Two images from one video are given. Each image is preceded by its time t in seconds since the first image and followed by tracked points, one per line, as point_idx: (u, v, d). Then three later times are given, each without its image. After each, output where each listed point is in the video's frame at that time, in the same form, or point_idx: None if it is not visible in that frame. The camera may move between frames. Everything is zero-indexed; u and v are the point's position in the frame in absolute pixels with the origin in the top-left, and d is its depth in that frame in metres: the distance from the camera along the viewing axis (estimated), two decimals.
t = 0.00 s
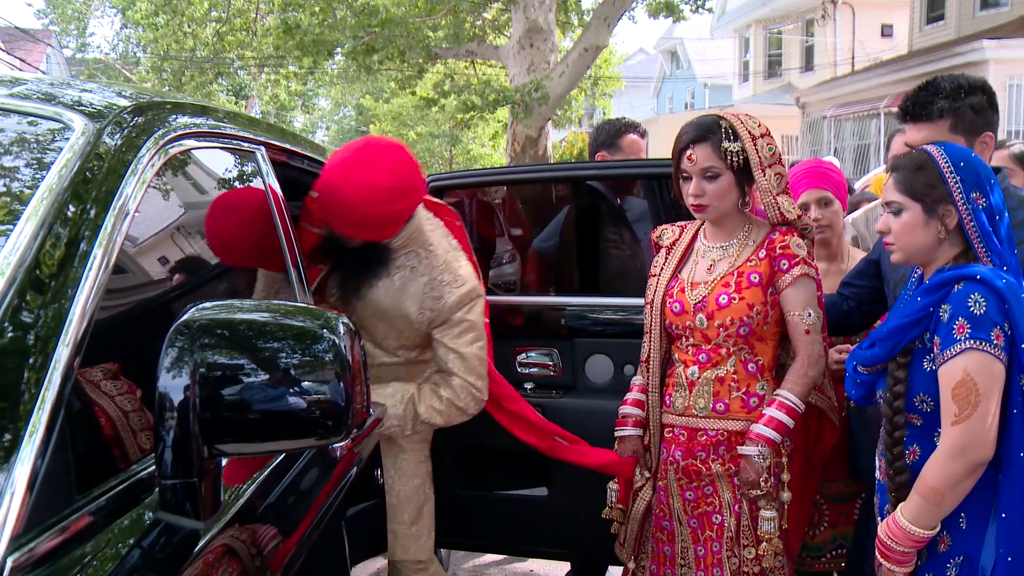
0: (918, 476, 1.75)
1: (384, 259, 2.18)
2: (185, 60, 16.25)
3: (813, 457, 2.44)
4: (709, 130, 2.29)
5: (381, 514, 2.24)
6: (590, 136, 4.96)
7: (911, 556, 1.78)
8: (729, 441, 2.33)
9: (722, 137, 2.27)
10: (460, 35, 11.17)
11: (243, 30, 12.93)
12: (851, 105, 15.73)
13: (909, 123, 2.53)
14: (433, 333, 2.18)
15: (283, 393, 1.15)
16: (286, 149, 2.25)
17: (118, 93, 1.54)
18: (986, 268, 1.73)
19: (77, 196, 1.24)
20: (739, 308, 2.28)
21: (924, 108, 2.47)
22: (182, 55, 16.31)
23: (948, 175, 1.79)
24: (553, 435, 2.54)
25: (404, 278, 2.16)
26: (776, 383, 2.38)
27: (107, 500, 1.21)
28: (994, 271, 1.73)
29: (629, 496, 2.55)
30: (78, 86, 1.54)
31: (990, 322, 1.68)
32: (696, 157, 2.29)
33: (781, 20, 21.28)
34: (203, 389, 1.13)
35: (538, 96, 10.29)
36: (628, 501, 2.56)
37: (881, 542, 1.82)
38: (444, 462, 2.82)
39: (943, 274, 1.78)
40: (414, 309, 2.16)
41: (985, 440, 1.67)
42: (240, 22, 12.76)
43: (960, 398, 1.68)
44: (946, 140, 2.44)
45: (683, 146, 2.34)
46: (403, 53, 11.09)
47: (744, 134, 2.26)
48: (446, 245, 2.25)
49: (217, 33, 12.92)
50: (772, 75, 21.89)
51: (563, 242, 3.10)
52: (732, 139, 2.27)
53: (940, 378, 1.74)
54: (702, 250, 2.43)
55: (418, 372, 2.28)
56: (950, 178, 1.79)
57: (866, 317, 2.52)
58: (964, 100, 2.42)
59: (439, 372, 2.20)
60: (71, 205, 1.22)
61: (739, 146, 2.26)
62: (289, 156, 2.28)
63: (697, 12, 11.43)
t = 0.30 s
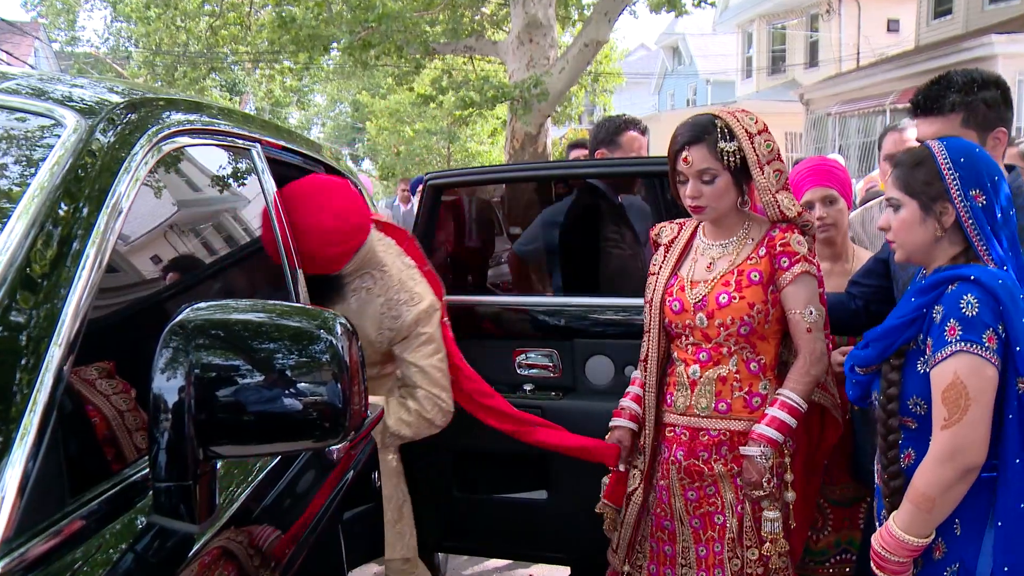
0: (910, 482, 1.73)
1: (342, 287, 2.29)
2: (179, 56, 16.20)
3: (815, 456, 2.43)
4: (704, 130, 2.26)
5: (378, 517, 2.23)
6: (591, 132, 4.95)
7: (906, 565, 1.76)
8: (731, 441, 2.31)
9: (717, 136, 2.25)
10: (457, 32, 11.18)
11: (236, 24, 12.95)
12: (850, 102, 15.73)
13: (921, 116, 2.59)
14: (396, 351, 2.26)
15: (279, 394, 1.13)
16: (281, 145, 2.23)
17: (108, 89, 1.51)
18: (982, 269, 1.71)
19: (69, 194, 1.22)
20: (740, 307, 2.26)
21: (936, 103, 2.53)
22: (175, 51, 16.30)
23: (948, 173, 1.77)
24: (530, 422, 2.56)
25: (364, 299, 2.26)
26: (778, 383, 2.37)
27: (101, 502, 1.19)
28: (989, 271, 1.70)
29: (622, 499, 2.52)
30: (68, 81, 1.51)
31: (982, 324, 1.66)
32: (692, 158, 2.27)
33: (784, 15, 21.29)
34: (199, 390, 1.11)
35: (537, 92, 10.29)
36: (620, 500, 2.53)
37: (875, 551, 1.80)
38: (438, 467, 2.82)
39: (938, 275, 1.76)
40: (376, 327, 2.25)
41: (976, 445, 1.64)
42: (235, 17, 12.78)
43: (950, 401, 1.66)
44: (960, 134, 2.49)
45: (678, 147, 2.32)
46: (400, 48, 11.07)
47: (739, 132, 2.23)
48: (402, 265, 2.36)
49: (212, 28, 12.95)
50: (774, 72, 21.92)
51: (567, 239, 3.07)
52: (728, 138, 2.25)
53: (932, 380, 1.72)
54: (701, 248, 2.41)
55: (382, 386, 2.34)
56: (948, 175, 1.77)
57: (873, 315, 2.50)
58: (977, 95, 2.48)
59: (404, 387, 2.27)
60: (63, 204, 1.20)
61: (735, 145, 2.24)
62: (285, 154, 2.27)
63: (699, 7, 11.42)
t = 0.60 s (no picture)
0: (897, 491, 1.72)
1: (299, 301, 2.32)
2: (179, 56, 16.20)
3: (808, 455, 2.40)
4: (685, 133, 2.29)
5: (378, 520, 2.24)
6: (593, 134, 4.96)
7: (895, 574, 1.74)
8: (717, 438, 2.31)
9: (699, 138, 2.27)
10: (458, 32, 11.18)
11: (236, 24, 12.98)
12: (851, 103, 15.73)
13: (930, 116, 2.60)
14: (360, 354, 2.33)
15: (280, 395, 1.13)
16: (282, 147, 2.24)
17: (110, 90, 1.51)
18: (966, 276, 1.70)
19: (72, 196, 1.22)
20: (725, 306, 2.25)
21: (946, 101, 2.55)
22: (174, 51, 16.29)
23: (943, 176, 1.75)
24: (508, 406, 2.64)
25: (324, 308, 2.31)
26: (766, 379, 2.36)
27: (104, 504, 1.18)
28: (975, 278, 1.68)
29: (612, 492, 2.52)
30: (68, 82, 1.51)
31: (963, 332, 1.64)
32: (674, 160, 2.29)
33: (786, 16, 21.31)
34: (201, 391, 1.11)
35: (538, 93, 10.31)
36: (614, 497, 2.53)
37: (864, 561, 1.78)
38: (438, 466, 2.83)
39: (924, 282, 1.76)
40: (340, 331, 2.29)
41: (959, 454, 1.62)
42: (234, 17, 12.80)
43: (932, 410, 1.64)
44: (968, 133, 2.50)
45: (661, 150, 2.34)
46: (401, 49, 10.96)
47: (721, 134, 2.25)
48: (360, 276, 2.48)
49: (211, 27, 12.95)
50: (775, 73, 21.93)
51: (564, 236, 3.05)
52: (709, 140, 2.26)
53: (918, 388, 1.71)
54: (687, 247, 2.41)
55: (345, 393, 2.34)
56: (945, 175, 1.75)
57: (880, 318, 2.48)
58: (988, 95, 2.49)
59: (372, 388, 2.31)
60: (66, 205, 1.20)
61: (716, 146, 2.25)
62: (286, 155, 2.27)
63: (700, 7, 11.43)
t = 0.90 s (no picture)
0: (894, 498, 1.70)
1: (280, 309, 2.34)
2: (180, 57, 16.20)
3: (791, 455, 2.37)
4: (667, 134, 2.28)
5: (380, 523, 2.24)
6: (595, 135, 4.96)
7: None
8: (699, 435, 2.32)
9: (679, 141, 2.27)
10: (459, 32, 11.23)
11: (237, 24, 12.98)
12: (854, 104, 15.73)
13: (939, 115, 2.61)
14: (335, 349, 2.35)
15: (280, 397, 1.12)
16: (283, 148, 2.23)
17: (112, 91, 1.51)
18: (961, 281, 1.68)
19: (76, 197, 1.22)
20: (705, 305, 2.26)
21: (954, 101, 2.56)
22: (176, 53, 16.31)
23: (943, 180, 1.74)
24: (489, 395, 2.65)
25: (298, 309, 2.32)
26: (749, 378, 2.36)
27: (108, 504, 1.17)
28: (971, 284, 1.67)
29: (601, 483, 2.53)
30: (70, 83, 1.51)
31: (959, 339, 1.63)
32: (656, 162, 2.29)
33: (788, 17, 21.32)
34: (205, 392, 1.11)
35: (540, 95, 10.32)
36: (604, 492, 2.53)
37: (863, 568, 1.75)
38: (439, 467, 2.83)
39: (920, 288, 1.75)
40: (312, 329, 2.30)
41: (955, 462, 1.61)
42: (235, 18, 12.81)
43: (928, 418, 1.63)
44: (975, 133, 2.49)
45: (642, 152, 2.34)
46: (403, 50, 11.07)
47: (701, 135, 2.25)
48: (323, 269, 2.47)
49: (213, 28, 12.96)
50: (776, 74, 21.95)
51: (564, 233, 3.01)
52: (691, 141, 2.26)
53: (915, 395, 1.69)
54: (671, 247, 2.42)
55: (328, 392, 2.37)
56: (944, 179, 1.74)
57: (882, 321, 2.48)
58: (997, 95, 2.49)
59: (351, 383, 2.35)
60: (70, 206, 1.20)
61: (697, 149, 2.25)
62: (287, 156, 2.27)
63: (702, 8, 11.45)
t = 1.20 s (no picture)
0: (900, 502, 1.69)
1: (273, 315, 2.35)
2: (183, 57, 16.18)
3: (769, 452, 2.40)
4: (638, 139, 2.29)
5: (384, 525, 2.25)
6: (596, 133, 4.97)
7: None
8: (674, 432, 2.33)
9: (650, 144, 2.28)
10: (463, 33, 11.18)
11: (237, 23, 12.96)
12: (856, 105, 15.72)
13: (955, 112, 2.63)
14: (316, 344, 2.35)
15: (282, 398, 1.12)
16: (283, 148, 2.23)
17: (114, 92, 1.52)
18: (970, 282, 1.67)
19: (80, 198, 1.22)
20: (677, 305, 2.28)
21: (968, 100, 2.57)
22: (177, 53, 16.30)
23: (951, 180, 1.73)
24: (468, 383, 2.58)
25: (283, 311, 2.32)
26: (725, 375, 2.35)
27: (111, 506, 1.17)
28: (981, 285, 1.66)
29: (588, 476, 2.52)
30: (73, 84, 1.51)
31: (969, 343, 1.62)
32: (628, 166, 2.31)
33: (790, 16, 21.32)
34: (208, 395, 1.11)
35: (541, 95, 10.33)
36: (588, 484, 2.53)
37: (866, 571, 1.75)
38: (441, 469, 2.83)
39: (928, 290, 1.74)
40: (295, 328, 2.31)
41: (964, 466, 1.59)
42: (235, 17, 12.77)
43: (937, 422, 1.62)
44: (988, 133, 2.50)
45: (614, 156, 2.36)
46: (404, 49, 11.10)
47: (671, 139, 2.26)
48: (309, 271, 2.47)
49: (213, 28, 12.93)
50: (778, 74, 21.95)
51: (564, 237, 3.00)
52: (662, 145, 2.27)
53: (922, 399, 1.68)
54: (649, 247, 2.43)
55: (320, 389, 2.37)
56: (953, 180, 1.73)
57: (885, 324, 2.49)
58: (1013, 97, 2.51)
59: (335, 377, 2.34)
60: (75, 207, 1.20)
61: (667, 153, 2.26)
62: (287, 156, 2.27)
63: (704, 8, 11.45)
